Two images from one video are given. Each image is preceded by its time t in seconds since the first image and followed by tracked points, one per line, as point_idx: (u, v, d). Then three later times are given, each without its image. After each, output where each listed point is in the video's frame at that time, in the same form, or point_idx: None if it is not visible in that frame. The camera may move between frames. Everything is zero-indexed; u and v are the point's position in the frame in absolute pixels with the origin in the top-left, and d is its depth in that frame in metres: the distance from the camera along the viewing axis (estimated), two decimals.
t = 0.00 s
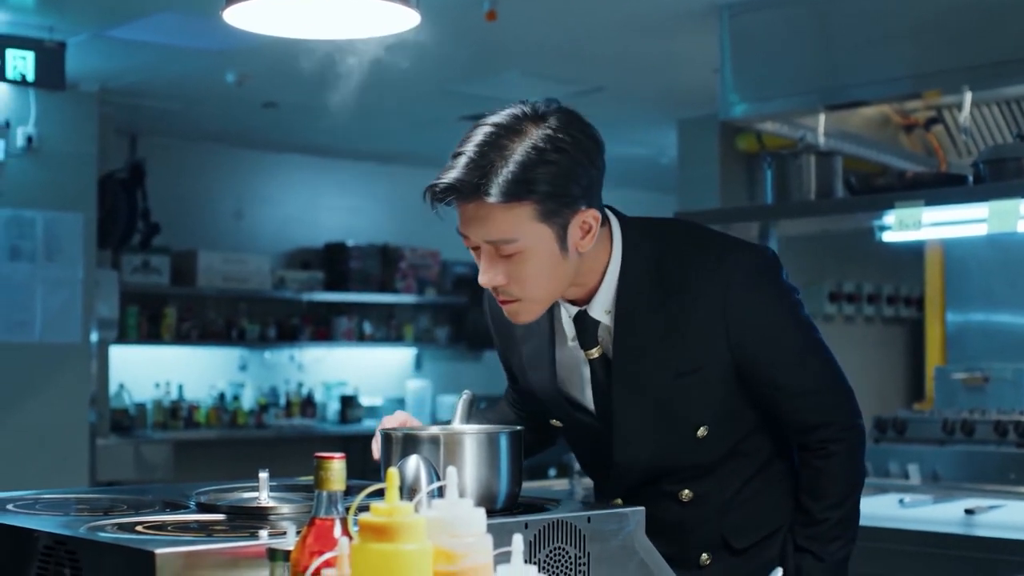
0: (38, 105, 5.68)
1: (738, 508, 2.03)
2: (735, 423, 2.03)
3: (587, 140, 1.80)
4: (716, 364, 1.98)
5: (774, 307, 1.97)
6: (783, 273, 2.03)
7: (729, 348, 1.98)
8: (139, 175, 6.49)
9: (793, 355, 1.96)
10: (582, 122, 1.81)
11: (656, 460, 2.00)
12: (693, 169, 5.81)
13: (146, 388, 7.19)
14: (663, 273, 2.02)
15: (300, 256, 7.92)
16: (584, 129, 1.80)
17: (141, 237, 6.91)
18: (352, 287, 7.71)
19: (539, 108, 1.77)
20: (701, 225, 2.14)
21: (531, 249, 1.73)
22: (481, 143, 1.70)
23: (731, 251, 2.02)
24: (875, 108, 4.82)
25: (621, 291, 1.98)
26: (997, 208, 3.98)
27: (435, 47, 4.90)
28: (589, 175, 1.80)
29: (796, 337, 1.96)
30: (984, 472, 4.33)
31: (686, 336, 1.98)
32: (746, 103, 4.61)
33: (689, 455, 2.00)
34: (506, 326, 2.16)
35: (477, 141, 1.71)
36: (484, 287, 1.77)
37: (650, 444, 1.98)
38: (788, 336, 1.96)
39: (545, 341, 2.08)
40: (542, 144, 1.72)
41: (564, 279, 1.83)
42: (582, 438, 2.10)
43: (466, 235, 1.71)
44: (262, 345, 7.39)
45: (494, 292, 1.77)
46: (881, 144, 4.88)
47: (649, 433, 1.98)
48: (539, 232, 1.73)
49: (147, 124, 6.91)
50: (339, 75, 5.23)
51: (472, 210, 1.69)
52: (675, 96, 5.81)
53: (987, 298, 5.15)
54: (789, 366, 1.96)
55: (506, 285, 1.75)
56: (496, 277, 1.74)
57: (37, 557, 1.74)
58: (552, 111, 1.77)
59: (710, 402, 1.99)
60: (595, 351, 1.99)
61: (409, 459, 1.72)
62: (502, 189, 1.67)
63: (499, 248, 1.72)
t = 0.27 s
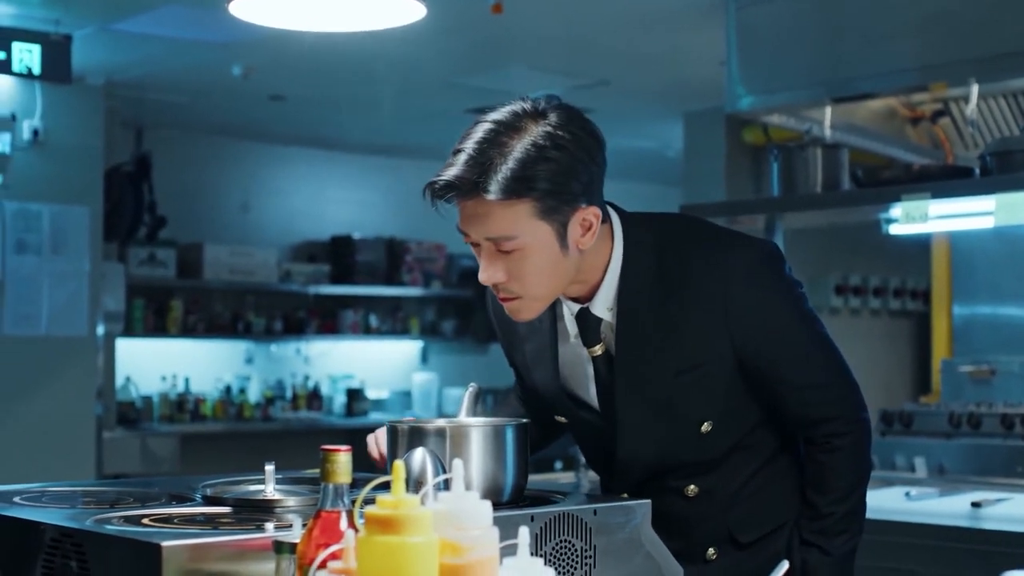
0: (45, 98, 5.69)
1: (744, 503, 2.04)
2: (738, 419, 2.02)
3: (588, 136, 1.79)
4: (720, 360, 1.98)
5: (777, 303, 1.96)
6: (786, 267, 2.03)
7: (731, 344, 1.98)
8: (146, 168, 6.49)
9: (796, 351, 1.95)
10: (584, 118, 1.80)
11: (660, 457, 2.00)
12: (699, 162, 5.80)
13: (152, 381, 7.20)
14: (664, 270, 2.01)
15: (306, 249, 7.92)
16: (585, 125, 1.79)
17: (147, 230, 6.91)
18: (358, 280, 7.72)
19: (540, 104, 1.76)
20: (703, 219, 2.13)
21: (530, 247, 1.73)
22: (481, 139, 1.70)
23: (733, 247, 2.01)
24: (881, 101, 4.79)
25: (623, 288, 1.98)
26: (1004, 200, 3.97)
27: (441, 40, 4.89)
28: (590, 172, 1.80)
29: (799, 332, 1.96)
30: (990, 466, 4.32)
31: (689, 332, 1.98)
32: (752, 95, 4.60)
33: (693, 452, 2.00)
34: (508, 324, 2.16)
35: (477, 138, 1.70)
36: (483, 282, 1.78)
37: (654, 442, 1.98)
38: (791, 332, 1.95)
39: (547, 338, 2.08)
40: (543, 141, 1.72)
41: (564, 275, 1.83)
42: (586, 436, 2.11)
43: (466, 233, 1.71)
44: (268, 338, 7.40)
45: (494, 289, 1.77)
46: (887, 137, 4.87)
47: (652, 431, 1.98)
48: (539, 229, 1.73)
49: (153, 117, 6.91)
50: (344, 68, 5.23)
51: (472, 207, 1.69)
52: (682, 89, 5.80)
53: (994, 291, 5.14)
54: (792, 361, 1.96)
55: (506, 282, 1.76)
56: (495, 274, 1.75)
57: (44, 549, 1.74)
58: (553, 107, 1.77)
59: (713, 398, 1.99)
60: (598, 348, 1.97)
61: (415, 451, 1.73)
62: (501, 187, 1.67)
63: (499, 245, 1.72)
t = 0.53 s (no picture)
0: (51, 94, 5.69)
1: (748, 499, 2.03)
2: (743, 414, 2.02)
3: (592, 132, 1.79)
4: (724, 356, 1.98)
5: (782, 299, 1.96)
6: (789, 263, 2.02)
7: (736, 340, 1.97)
8: (151, 163, 6.50)
9: (801, 348, 1.95)
10: (589, 115, 1.79)
11: (665, 452, 1.99)
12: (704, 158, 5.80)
13: (158, 377, 7.21)
14: (668, 267, 2.01)
15: (312, 245, 7.92)
16: (589, 120, 1.79)
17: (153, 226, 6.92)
18: (363, 276, 7.72)
19: (544, 101, 1.76)
20: (706, 215, 2.12)
21: (532, 241, 1.73)
22: (484, 133, 1.70)
23: (736, 243, 2.01)
24: (886, 95, 4.80)
25: (624, 284, 1.97)
26: (1010, 196, 3.96)
27: (446, 36, 4.89)
28: (593, 167, 1.79)
29: (804, 329, 1.96)
30: (996, 461, 4.32)
31: (693, 329, 1.97)
32: (758, 91, 4.59)
33: (697, 448, 2.00)
34: (511, 318, 2.16)
35: (479, 132, 1.71)
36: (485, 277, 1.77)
37: (659, 437, 1.98)
38: (796, 328, 1.95)
39: (550, 336, 2.07)
40: (545, 136, 1.72)
41: (567, 271, 1.82)
42: (590, 433, 2.10)
43: (467, 227, 1.71)
44: (273, 334, 7.40)
45: (496, 283, 1.77)
46: (893, 132, 4.87)
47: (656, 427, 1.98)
48: (541, 223, 1.72)
49: (159, 113, 6.91)
50: (350, 63, 5.23)
51: (473, 200, 1.69)
52: (688, 84, 5.80)
53: (999, 287, 5.14)
54: (797, 358, 1.95)
55: (508, 276, 1.75)
56: (497, 267, 1.75)
57: (51, 543, 1.75)
58: (556, 102, 1.77)
59: (717, 395, 1.99)
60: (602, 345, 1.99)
61: (420, 447, 1.73)
62: (503, 180, 1.67)
63: (499, 239, 1.72)
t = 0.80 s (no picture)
0: (54, 94, 5.69)
1: (750, 498, 2.03)
2: (744, 414, 2.02)
3: (595, 127, 1.79)
4: (725, 354, 1.98)
5: (783, 297, 1.95)
6: (792, 262, 2.02)
7: (738, 339, 1.97)
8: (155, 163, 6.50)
9: (802, 346, 1.95)
10: (594, 111, 1.79)
11: (667, 450, 1.99)
12: (707, 157, 5.80)
13: (161, 377, 7.21)
14: (670, 265, 2.01)
15: (314, 245, 7.93)
16: (593, 116, 1.79)
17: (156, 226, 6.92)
18: (366, 275, 7.72)
19: (549, 96, 1.76)
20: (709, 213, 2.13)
21: (536, 235, 1.72)
22: (489, 127, 1.71)
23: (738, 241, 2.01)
24: (889, 95, 4.77)
25: (627, 282, 1.97)
26: (1014, 196, 3.96)
27: (449, 35, 4.89)
28: (597, 163, 1.79)
29: (805, 327, 1.95)
30: (999, 461, 4.32)
31: (695, 327, 1.97)
32: (761, 90, 4.58)
33: (699, 447, 2.00)
34: (514, 318, 2.17)
35: (484, 126, 1.71)
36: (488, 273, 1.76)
37: (660, 435, 1.99)
38: (797, 326, 1.95)
39: (553, 334, 2.08)
40: (550, 132, 1.72)
41: (570, 267, 1.81)
42: (591, 433, 2.10)
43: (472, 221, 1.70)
44: (276, 334, 7.41)
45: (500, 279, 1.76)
46: (895, 132, 4.84)
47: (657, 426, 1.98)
48: (546, 217, 1.72)
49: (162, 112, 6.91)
50: (353, 63, 5.23)
51: (477, 194, 1.69)
52: (691, 84, 5.79)
53: (1002, 286, 5.13)
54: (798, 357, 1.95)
55: (511, 272, 1.74)
56: (501, 263, 1.73)
57: (53, 543, 1.75)
58: (560, 97, 1.77)
59: (719, 394, 1.99)
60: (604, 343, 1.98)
61: (423, 446, 1.73)
62: (507, 174, 1.67)
63: (503, 233, 1.71)
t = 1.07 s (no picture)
0: (55, 95, 5.69)
1: (753, 497, 2.02)
2: (747, 412, 2.01)
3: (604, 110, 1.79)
4: (728, 351, 1.97)
5: (788, 295, 1.95)
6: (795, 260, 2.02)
7: (742, 336, 1.97)
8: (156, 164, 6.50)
9: (807, 344, 1.95)
10: (600, 92, 1.80)
11: (670, 446, 1.98)
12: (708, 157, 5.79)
13: (162, 377, 7.21)
14: (673, 260, 2.01)
15: (316, 246, 7.93)
16: (602, 99, 1.80)
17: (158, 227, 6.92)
18: (368, 276, 7.72)
19: (556, 79, 1.76)
20: (712, 211, 2.13)
21: (554, 216, 1.70)
22: (502, 110, 1.70)
23: (742, 238, 2.01)
24: (891, 96, 4.73)
25: (632, 275, 1.98)
26: (1016, 196, 3.96)
27: (451, 36, 4.89)
28: (608, 144, 1.79)
29: (810, 325, 1.95)
30: (1000, 461, 4.32)
31: (698, 323, 1.97)
32: (763, 91, 4.57)
33: (702, 445, 1.99)
34: (520, 316, 2.18)
35: (497, 110, 1.70)
36: (504, 262, 1.74)
37: (663, 432, 1.97)
38: (802, 324, 1.95)
39: (558, 329, 2.08)
40: (562, 111, 1.72)
41: (586, 252, 1.80)
42: (594, 430, 2.10)
43: (488, 206, 1.68)
44: (278, 334, 7.41)
45: (515, 266, 1.74)
46: (897, 132, 4.84)
47: (661, 422, 1.97)
48: (563, 198, 1.71)
49: (164, 113, 6.91)
50: (355, 63, 5.23)
51: (495, 176, 1.67)
52: (692, 84, 5.80)
53: (1004, 286, 5.13)
54: (803, 355, 1.95)
55: (529, 257, 1.72)
56: (518, 247, 1.71)
57: (55, 543, 1.75)
58: (568, 82, 1.77)
59: (722, 391, 1.98)
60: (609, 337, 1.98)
61: (425, 446, 1.73)
62: (525, 153, 1.66)
63: (521, 217, 1.69)
